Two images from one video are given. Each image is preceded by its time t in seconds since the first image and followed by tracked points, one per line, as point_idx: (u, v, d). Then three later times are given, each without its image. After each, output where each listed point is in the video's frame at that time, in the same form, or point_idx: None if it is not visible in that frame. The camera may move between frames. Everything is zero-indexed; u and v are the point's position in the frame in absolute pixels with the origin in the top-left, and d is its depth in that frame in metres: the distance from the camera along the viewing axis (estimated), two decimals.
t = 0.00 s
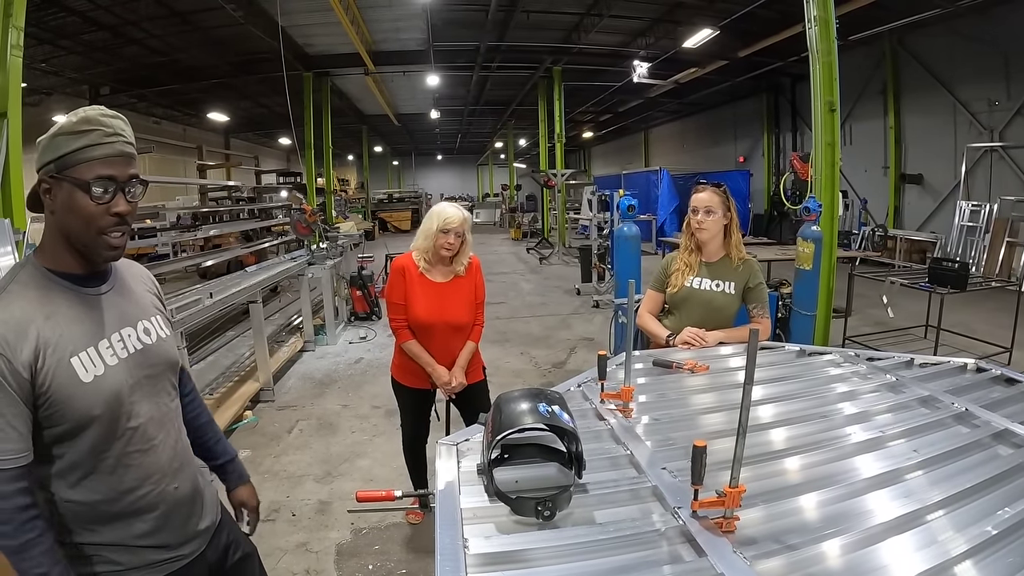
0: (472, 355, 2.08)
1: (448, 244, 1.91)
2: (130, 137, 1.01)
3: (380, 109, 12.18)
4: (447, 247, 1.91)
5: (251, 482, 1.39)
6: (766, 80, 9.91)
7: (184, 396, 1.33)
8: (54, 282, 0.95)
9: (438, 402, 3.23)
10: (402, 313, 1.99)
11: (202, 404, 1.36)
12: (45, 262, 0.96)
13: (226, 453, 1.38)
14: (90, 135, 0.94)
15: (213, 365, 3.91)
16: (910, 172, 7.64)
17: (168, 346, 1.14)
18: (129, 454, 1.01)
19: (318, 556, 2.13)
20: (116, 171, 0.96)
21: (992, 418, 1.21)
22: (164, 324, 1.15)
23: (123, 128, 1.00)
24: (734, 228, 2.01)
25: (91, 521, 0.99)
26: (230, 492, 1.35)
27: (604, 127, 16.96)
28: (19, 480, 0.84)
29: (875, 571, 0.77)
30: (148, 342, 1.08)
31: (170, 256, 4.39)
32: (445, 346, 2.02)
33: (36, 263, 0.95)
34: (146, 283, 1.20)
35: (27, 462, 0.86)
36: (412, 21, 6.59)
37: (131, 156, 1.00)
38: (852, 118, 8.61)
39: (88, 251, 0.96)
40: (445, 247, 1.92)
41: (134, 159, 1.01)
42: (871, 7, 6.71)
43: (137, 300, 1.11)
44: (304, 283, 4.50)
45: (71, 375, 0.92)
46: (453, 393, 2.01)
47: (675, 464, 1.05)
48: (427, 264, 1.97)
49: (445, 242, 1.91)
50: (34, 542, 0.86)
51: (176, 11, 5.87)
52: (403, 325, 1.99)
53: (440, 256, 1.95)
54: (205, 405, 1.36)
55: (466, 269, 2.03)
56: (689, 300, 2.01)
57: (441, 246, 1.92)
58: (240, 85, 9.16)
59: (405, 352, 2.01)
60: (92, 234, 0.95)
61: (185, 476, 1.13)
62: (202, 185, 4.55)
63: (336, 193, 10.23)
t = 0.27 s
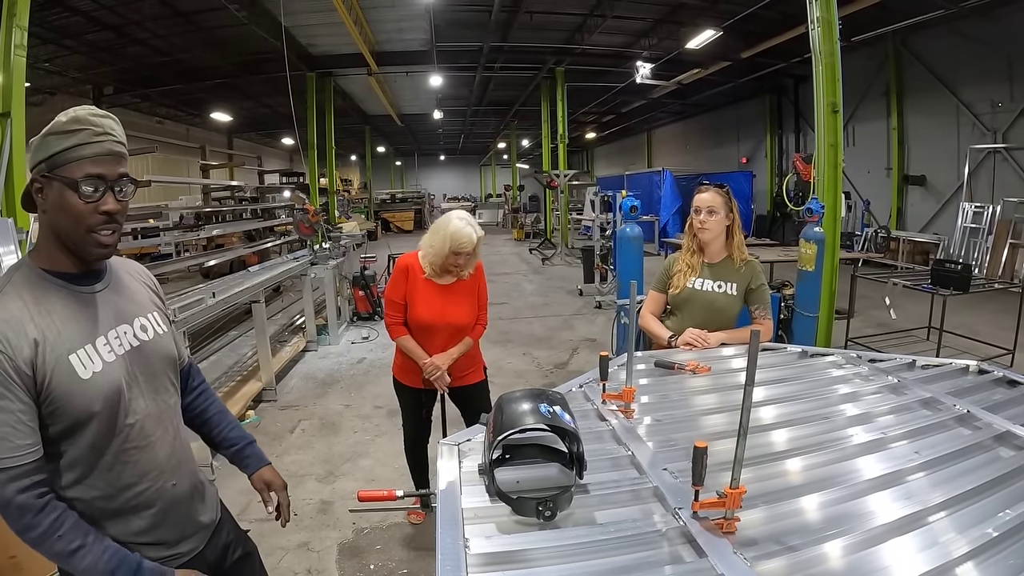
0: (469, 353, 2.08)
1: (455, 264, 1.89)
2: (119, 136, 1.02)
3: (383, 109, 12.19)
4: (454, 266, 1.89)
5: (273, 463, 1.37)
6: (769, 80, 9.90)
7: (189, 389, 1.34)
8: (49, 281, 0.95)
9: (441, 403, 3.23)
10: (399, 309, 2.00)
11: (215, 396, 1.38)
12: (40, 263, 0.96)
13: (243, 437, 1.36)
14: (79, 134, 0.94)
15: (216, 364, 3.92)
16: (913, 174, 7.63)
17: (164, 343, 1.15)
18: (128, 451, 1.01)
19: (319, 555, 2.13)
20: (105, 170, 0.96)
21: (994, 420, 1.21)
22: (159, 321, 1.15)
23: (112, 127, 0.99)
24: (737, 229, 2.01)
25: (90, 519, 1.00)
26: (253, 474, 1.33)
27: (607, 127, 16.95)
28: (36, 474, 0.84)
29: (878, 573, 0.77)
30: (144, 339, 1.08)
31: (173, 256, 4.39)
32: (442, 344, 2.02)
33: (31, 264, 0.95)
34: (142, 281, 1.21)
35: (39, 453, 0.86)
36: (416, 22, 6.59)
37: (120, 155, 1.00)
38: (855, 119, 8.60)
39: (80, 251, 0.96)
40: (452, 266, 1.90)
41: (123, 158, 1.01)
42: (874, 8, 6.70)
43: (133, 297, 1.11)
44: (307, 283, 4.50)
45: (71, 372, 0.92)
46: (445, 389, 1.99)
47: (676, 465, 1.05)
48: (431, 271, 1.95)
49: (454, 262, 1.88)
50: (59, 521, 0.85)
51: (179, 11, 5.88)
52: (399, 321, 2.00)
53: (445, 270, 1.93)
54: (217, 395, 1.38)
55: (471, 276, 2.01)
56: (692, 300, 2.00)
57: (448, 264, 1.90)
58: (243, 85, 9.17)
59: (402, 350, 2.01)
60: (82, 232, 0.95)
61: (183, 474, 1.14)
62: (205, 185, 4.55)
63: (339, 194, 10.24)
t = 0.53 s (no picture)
0: (468, 356, 2.08)
1: (461, 278, 1.87)
2: (128, 140, 1.03)
3: (386, 109, 12.19)
4: (459, 281, 1.88)
5: (247, 479, 1.41)
6: (771, 81, 9.90)
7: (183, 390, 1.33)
8: (48, 282, 0.95)
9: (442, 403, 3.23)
10: (400, 315, 1.99)
11: (202, 403, 1.37)
12: (41, 264, 0.96)
13: (224, 450, 1.39)
14: (95, 138, 0.95)
15: (218, 364, 3.92)
16: (915, 175, 7.62)
17: (164, 342, 1.15)
18: (127, 449, 1.01)
19: (320, 556, 2.13)
20: (117, 174, 0.98)
21: (996, 421, 1.20)
22: (158, 320, 1.15)
23: (122, 132, 1.01)
24: (738, 231, 2.02)
25: (90, 517, 1.00)
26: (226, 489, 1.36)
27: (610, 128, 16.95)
28: (31, 477, 0.86)
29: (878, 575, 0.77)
30: (145, 338, 1.09)
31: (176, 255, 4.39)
32: (443, 347, 2.02)
33: (31, 264, 0.96)
34: (142, 281, 1.21)
35: (36, 459, 0.87)
36: (419, 22, 6.60)
37: (129, 159, 1.02)
38: (857, 120, 8.59)
39: (88, 252, 0.97)
40: (457, 281, 1.89)
41: (132, 162, 1.02)
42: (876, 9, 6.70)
43: (133, 297, 1.11)
44: (309, 282, 4.50)
45: (70, 372, 0.92)
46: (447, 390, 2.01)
47: (679, 466, 1.05)
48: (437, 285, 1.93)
49: (459, 277, 1.86)
50: (47, 540, 0.87)
51: (183, 11, 5.89)
52: (400, 327, 2.00)
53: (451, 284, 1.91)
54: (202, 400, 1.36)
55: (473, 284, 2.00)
56: (693, 302, 2.00)
57: (453, 279, 1.88)
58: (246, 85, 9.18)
59: (404, 353, 2.02)
60: (97, 236, 0.96)
61: (183, 472, 1.14)
62: (208, 185, 4.55)
63: (341, 194, 10.24)
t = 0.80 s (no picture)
0: (470, 356, 2.08)
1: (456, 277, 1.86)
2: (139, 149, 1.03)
3: (388, 109, 12.20)
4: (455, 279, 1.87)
5: (247, 467, 1.41)
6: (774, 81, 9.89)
7: (178, 386, 1.32)
8: (47, 284, 0.95)
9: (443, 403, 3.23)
10: (399, 317, 1.99)
11: (196, 394, 1.36)
12: (42, 265, 0.96)
13: (222, 440, 1.39)
14: (108, 147, 0.95)
15: (220, 363, 3.92)
16: (918, 175, 7.61)
17: (163, 343, 1.15)
18: (120, 448, 1.02)
19: (322, 556, 2.13)
20: (126, 183, 0.98)
21: (998, 424, 1.20)
22: (157, 321, 1.15)
23: (134, 141, 1.01)
24: (741, 232, 2.02)
25: (86, 512, 1.01)
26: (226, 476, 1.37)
27: (611, 128, 16.95)
28: (13, 479, 0.85)
29: None
30: (142, 339, 1.09)
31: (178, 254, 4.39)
32: (443, 348, 2.02)
33: (31, 266, 0.96)
34: (142, 281, 1.21)
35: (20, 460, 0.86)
36: (420, 22, 6.60)
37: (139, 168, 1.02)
38: (859, 121, 8.58)
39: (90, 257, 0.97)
40: (453, 279, 1.88)
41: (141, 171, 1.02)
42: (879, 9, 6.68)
43: (132, 298, 1.11)
44: (310, 282, 4.50)
45: (64, 375, 0.92)
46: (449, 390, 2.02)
47: (681, 467, 1.05)
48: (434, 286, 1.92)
49: (454, 275, 1.86)
50: (22, 542, 0.86)
51: (185, 11, 5.90)
52: (400, 328, 2.00)
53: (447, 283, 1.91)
54: (199, 394, 1.36)
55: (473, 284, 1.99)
56: (696, 303, 2.00)
57: (449, 277, 1.88)
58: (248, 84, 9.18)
59: (404, 354, 2.03)
60: (98, 242, 0.96)
61: (178, 467, 1.14)
62: (210, 185, 4.55)
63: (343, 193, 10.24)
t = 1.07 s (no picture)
0: (471, 355, 2.08)
1: (444, 258, 1.88)
2: (127, 152, 1.04)
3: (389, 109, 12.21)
4: (443, 261, 1.88)
5: (256, 467, 1.39)
6: (774, 82, 9.89)
7: (188, 383, 1.35)
8: (42, 283, 0.97)
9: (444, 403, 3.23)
10: (399, 316, 2.00)
11: (212, 393, 1.39)
12: (39, 266, 0.98)
13: (231, 438, 1.38)
14: (91, 150, 0.96)
15: (220, 362, 3.93)
16: (919, 176, 7.60)
17: (161, 342, 1.15)
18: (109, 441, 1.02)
19: (321, 555, 2.13)
20: (112, 185, 0.99)
21: (999, 425, 1.20)
22: (155, 320, 1.15)
23: (120, 144, 1.01)
24: (741, 232, 2.02)
25: (75, 501, 1.03)
26: (232, 476, 1.35)
27: (612, 128, 16.95)
28: (13, 463, 0.89)
29: None
30: (136, 338, 1.09)
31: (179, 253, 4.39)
32: (444, 347, 2.02)
33: (28, 266, 0.98)
34: (145, 277, 1.21)
35: (20, 444, 0.90)
36: (422, 22, 6.61)
37: (127, 171, 1.02)
38: (860, 121, 8.58)
39: (80, 258, 0.98)
40: (441, 261, 1.89)
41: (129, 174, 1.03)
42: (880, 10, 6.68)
43: (130, 297, 1.12)
44: (311, 282, 4.51)
45: (52, 371, 0.94)
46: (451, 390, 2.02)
47: (681, 469, 1.04)
48: (426, 276, 1.95)
49: (442, 257, 1.88)
50: (28, 517, 0.89)
51: (186, 10, 5.91)
52: (400, 327, 2.00)
53: (438, 270, 1.92)
54: (212, 393, 1.39)
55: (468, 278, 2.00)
56: (697, 303, 2.00)
57: (437, 260, 1.89)
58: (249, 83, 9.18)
59: (405, 353, 2.02)
60: (87, 243, 0.96)
61: (170, 460, 1.13)
62: (211, 184, 4.56)
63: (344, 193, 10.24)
